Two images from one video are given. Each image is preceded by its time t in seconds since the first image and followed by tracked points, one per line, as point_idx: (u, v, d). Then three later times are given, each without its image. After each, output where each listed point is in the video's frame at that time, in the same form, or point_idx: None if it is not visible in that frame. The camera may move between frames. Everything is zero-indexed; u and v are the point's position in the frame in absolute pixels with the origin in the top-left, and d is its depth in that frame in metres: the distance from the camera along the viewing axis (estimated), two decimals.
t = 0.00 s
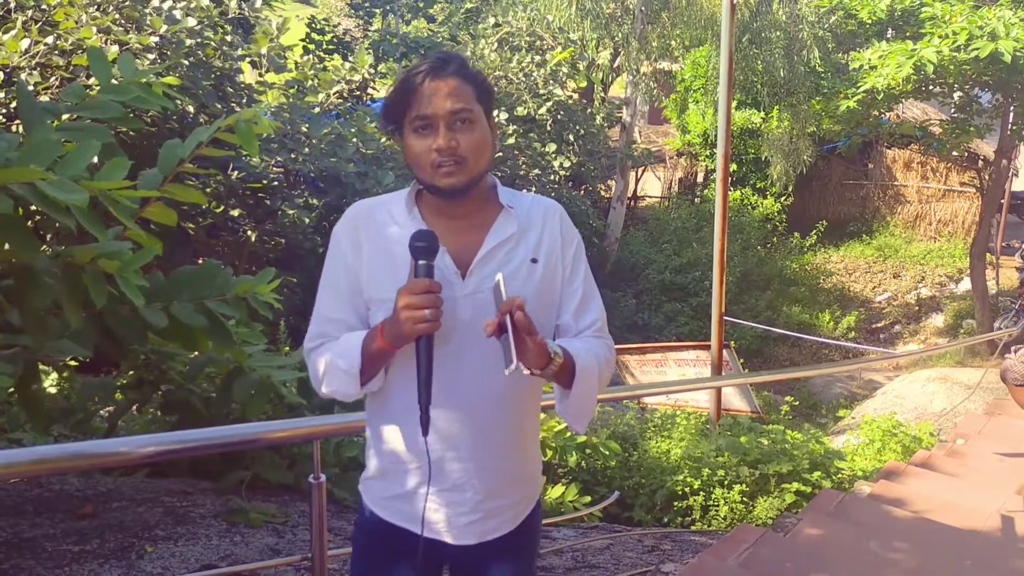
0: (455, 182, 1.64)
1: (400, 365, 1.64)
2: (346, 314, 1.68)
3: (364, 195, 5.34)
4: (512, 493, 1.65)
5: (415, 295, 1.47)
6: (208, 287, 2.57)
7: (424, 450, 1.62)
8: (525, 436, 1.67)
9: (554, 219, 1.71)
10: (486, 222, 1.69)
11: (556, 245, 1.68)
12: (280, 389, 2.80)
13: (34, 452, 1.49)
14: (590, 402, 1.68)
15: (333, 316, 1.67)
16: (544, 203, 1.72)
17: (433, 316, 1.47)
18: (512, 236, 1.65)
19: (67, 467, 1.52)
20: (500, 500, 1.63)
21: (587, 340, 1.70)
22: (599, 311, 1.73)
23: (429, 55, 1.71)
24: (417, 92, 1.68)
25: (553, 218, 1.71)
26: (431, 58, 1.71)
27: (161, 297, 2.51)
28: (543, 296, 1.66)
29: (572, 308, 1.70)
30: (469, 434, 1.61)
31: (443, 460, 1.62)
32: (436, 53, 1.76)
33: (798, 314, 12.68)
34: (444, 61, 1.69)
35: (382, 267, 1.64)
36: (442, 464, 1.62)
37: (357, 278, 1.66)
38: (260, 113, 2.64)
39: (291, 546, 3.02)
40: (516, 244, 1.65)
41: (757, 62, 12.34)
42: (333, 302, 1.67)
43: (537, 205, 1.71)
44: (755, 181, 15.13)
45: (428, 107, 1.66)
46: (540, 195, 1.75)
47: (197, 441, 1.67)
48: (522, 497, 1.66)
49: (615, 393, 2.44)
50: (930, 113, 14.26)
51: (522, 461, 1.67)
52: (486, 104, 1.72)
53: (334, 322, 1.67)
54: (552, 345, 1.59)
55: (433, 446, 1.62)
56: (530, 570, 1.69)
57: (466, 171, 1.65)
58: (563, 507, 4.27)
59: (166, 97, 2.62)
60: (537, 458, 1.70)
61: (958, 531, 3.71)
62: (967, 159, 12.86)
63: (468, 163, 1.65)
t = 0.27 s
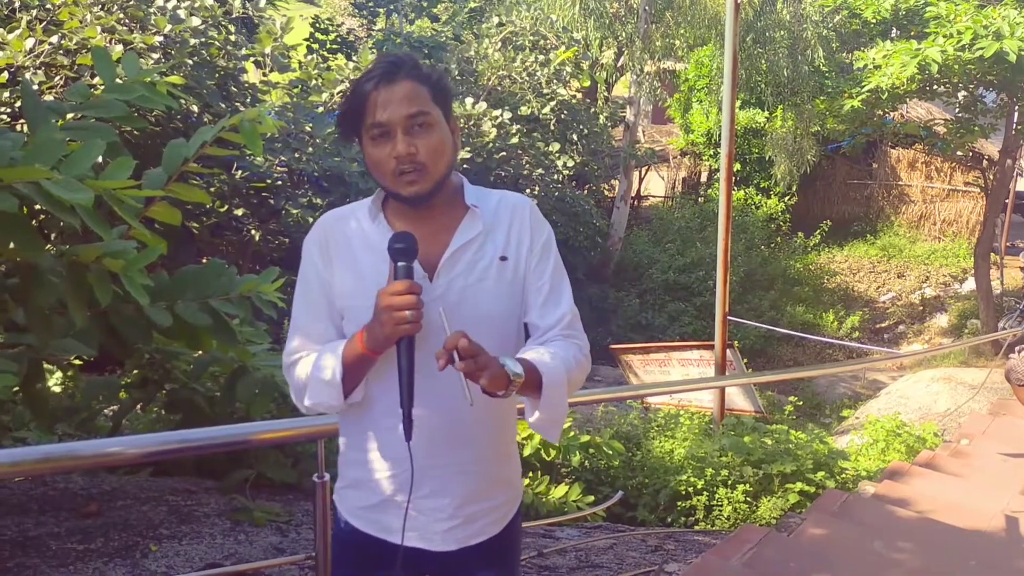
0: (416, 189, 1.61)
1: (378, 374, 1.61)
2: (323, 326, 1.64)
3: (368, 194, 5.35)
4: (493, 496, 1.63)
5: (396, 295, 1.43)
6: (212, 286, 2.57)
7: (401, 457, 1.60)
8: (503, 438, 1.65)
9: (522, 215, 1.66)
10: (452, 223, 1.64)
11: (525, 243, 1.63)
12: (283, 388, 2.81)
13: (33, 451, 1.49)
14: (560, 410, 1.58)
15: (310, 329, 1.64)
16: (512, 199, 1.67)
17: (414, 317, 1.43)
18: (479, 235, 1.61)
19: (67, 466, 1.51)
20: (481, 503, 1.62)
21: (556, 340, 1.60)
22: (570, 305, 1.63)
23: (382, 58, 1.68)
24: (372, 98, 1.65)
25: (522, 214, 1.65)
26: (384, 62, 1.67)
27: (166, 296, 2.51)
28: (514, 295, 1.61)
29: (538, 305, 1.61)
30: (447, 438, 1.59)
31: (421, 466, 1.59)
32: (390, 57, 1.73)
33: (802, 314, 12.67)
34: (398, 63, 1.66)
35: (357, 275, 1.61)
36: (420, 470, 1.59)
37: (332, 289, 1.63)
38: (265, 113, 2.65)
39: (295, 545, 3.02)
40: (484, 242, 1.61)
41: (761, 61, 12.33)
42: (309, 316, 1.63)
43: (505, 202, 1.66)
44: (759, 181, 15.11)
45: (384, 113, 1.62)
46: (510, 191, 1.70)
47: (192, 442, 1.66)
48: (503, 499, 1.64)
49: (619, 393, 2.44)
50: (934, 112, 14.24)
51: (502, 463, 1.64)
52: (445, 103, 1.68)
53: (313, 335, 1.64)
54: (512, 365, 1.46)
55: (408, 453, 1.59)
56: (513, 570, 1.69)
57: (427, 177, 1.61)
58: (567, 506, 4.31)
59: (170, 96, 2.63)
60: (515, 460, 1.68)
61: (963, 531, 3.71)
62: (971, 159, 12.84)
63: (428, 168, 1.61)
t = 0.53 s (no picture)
0: (397, 190, 1.57)
1: (365, 378, 1.58)
2: (312, 330, 1.61)
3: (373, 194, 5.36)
4: (481, 502, 1.59)
5: (380, 300, 1.38)
6: (218, 285, 2.58)
7: (387, 462, 1.56)
8: (491, 443, 1.61)
9: (510, 218, 1.61)
10: (437, 225, 1.60)
11: (512, 245, 1.58)
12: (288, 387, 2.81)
13: (29, 451, 1.47)
14: (536, 418, 1.53)
15: (298, 333, 1.61)
16: (500, 201, 1.63)
17: (397, 322, 1.39)
18: (463, 238, 1.56)
19: (72, 464, 1.52)
20: (468, 509, 1.58)
21: (539, 346, 1.55)
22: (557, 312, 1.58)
23: (359, 60, 1.65)
24: (350, 99, 1.62)
25: (509, 216, 1.61)
26: (361, 63, 1.65)
27: (172, 295, 2.51)
28: (502, 298, 1.56)
29: (526, 309, 1.56)
30: (434, 442, 1.55)
31: (406, 471, 1.56)
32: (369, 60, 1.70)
33: (807, 314, 12.66)
34: (375, 65, 1.63)
35: (343, 279, 1.58)
36: (405, 475, 1.56)
37: (319, 292, 1.60)
38: (270, 112, 2.65)
39: (299, 544, 3.02)
40: (468, 245, 1.56)
41: (765, 61, 12.32)
42: (297, 319, 1.61)
43: (493, 204, 1.62)
44: (764, 181, 15.10)
45: (362, 115, 1.59)
46: (499, 193, 1.65)
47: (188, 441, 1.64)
48: (491, 506, 1.61)
49: (623, 391, 2.43)
50: (940, 112, 14.20)
51: (490, 469, 1.61)
52: (426, 105, 1.65)
53: (301, 338, 1.61)
54: (481, 372, 1.44)
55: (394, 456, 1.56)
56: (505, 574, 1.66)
57: (407, 178, 1.57)
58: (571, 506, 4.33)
59: (176, 95, 2.63)
60: (503, 466, 1.64)
61: (967, 532, 3.70)
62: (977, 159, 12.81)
63: (408, 169, 1.57)
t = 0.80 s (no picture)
0: (391, 197, 1.54)
1: (358, 380, 1.54)
2: (306, 335, 1.59)
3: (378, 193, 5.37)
4: (473, 507, 1.55)
5: (372, 299, 1.36)
6: (223, 284, 2.59)
7: (378, 465, 1.52)
8: (485, 447, 1.57)
9: (503, 218, 1.57)
10: (429, 227, 1.56)
11: (504, 246, 1.54)
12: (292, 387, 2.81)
13: (19, 451, 1.46)
14: (528, 419, 1.49)
15: (293, 337, 1.59)
16: (494, 202, 1.59)
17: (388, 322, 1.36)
18: (454, 241, 1.53)
19: (79, 464, 1.53)
20: (461, 515, 1.54)
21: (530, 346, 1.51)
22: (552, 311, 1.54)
23: (358, 62, 1.61)
24: (347, 103, 1.58)
25: (502, 217, 1.57)
26: (361, 65, 1.61)
27: (176, 294, 2.52)
28: (493, 302, 1.54)
29: (518, 310, 1.53)
30: (426, 446, 1.51)
31: (397, 475, 1.52)
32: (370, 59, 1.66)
33: (812, 314, 12.64)
34: (374, 67, 1.59)
35: (336, 283, 1.55)
36: (396, 478, 1.52)
37: (314, 295, 1.57)
38: (275, 112, 2.66)
39: (304, 543, 3.02)
40: (459, 249, 1.53)
41: (771, 61, 12.30)
42: (292, 323, 1.59)
43: (486, 206, 1.58)
44: (769, 181, 15.09)
45: (358, 119, 1.56)
46: (494, 193, 1.61)
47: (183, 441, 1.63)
48: (484, 511, 1.57)
49: (627, 392, 2.43)
50: (945, 112, 14.18)
51: (484, 473, 1.57)
52: (425, 109, 1.61)
53: (295, 343, 1.59)
54: (465, 351, 1.41)
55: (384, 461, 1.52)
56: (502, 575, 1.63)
57: (401, 185, 1.54)
58: (576, 506, 4.34)
59: (181, 95, 2.64)
60: (498, 471, 1.60)
61: (972, 532, 3.70)
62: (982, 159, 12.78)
63: (402, 176, 1.54)
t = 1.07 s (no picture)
0: (383, 195, 1.54)
1: (357, 380, 1.54)
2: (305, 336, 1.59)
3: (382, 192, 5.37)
4: (469, 511, 1.54)
5: (364, 294, 1.36)
6: (228, 284, 2.59)
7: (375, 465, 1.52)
8: (485, 450, 1.55)
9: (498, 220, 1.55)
10: (423, 228, 1.56)
11: (502, 248, 1.53)
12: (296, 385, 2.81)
13: (24, 450, 1.46)
14: (586, 411, 1.49)
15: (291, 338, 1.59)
16: (490, 204, 1.57)
17: (382, 317, 1.36)
18: (448, 241, 1.51)
19: (85, 462, 1.53)
20: (456, 517, 1.52)
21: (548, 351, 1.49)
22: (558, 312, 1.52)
23: (356, 61, 1.62)
24: (342, 102, 1.59)
25: (498, 218, 1.55)
26: (358, 64, 1.61)
27: (181, 293, 2.52)
28: (492, 302, 1.50)
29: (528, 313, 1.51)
30: (422, 448, 1.50)
31: (394, 475, 1.51)
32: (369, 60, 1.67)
33: (816, 313, 12.62)
34: (372, 66, 1.60)
35: (331, 283, 1.55)
36: (393, 479, 1.51)
37: (310, 295, 1.57)
38: (279, 111, 2.67)
39: (307, 542, 3.02)
40: (453, 248, 1.51)
41: (775, 60, 12.29)
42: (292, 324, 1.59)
43: (483, 206, 1.57)
44: (773, 180, 15.08)
45: (354, 117, 1.56)
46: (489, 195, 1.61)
47: (188, 439, 1.64)
48: (481, 514, 1.55)
49: (631, 391, 2.42)
50: (950, 111, 14.14)
51: (482, 476, 1.55)
52: (422, 110, 1.61)
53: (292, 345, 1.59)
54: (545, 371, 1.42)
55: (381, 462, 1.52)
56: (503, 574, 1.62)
57: (394, 183, 1.53)
58: (579, 506, 4.34)
59: (186, 94, 2.64)
60: (498, 474, 1.58)
61: (976, 532, 3.69)
62: (987, 158, 12.75)
63: (396, 174, 1.53)
